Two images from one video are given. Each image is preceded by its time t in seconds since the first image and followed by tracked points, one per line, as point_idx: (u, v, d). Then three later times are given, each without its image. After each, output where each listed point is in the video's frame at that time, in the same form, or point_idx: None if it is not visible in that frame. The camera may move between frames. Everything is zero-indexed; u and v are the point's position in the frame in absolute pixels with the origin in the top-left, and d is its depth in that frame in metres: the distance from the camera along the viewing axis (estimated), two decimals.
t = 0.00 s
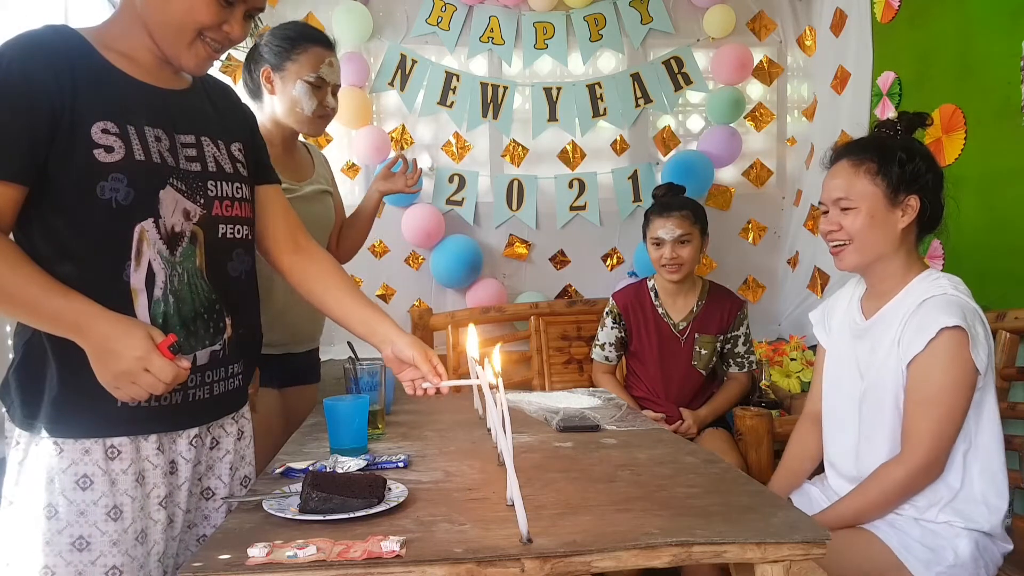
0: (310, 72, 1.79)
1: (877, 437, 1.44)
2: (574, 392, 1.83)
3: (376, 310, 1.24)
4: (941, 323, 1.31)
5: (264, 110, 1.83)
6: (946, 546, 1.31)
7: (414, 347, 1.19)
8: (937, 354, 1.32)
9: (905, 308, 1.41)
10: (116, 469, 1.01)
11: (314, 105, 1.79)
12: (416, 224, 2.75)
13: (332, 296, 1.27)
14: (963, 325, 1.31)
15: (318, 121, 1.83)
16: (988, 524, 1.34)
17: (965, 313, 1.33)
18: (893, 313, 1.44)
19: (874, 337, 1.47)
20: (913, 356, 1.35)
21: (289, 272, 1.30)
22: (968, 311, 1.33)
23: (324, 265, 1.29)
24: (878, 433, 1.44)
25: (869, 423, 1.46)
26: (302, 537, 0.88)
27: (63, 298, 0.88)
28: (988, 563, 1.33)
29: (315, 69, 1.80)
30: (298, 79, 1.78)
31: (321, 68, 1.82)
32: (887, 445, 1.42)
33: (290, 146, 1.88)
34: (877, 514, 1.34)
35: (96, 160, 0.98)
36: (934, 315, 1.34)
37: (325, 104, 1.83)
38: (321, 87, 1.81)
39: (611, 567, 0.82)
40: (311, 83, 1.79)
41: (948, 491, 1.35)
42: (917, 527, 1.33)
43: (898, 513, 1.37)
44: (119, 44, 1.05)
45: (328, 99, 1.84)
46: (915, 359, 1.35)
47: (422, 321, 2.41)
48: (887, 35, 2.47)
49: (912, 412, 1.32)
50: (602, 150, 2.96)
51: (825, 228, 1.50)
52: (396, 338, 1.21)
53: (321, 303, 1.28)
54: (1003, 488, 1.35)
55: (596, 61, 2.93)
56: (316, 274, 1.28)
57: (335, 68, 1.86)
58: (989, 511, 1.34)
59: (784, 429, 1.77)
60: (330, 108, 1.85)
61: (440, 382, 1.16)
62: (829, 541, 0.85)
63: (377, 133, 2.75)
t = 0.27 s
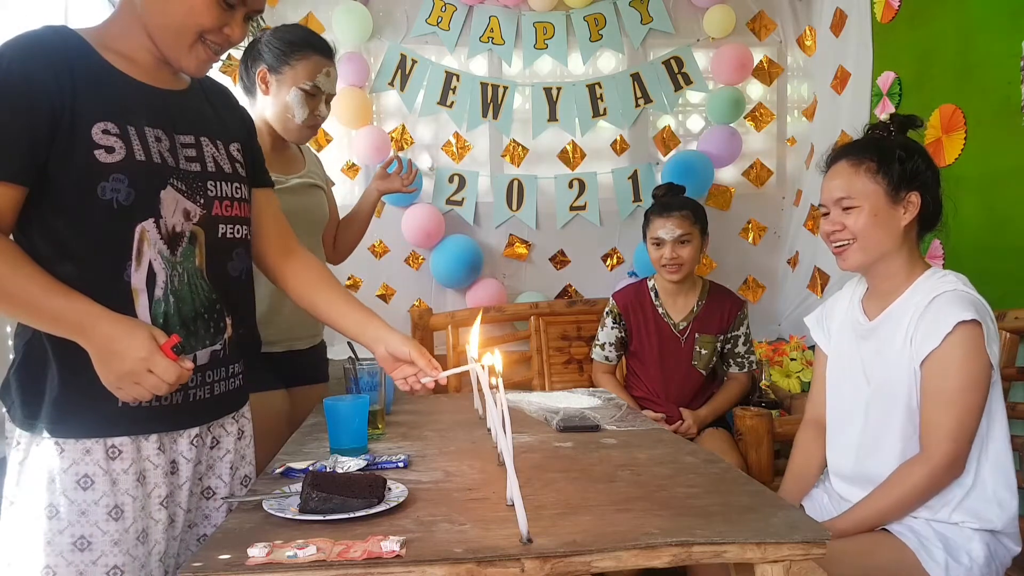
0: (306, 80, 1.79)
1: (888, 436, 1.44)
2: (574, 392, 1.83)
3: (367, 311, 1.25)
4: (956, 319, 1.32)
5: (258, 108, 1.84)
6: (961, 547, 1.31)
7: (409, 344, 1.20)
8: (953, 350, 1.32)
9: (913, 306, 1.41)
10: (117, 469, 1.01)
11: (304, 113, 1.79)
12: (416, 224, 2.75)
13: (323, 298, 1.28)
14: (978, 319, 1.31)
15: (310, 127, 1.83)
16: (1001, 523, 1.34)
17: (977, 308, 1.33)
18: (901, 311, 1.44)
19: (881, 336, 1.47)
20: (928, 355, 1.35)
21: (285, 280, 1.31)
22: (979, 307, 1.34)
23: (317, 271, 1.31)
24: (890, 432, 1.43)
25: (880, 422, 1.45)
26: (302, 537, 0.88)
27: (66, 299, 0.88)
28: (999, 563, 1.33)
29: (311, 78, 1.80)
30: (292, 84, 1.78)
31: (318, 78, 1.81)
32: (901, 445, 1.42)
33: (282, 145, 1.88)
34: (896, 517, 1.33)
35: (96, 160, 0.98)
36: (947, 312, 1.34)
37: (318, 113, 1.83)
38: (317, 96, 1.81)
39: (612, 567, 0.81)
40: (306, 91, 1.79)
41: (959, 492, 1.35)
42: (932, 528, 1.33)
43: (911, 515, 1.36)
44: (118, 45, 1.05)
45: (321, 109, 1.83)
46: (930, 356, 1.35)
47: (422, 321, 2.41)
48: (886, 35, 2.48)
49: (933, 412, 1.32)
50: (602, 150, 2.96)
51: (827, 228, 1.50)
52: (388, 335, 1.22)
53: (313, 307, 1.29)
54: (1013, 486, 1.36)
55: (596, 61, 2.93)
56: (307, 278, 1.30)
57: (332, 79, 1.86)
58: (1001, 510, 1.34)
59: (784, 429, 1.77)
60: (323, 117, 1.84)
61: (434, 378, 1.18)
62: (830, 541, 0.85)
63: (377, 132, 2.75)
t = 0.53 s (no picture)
0: (303, 72, 1.80)
1: (888, 437, 1.44)
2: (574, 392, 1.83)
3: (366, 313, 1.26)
4: (956, 319, 1.32)
5: (257, 105, 1.84)
6: (958, 546, 1.31)
7: (405, 344, 1.22)
8: (953, 349, 1.32)
9: (914, 306, 1.41)
10: (117, 469, 1.01)
11: (303, 105, 1.79)
12: (416, 223, 2.75)
13: (320, 301, 1.29)
14: (978, 319, 1.31)
15: (309, 120, 1.83)
16: (999, 524, 1.34)
17: (977, 308, 1.33)
18: (901, 311, 1.44)
19: (881, 336, 1.47)
20: (927, 354, 1.35)
21: (285, 284, 1.31)
22: (979, 307, 1.34)
23: (317, 275, 1.31)
24: (889, 433, 1.44)
25: (879, 422, 1.45)
26: (302, 537, 0.88)
27: (69, 298, 0.88)
28: (998, 563, 1.33)
29: (308, 70, 1.80)
30: (290, 77, 1.79)
31: (315, 69, 1.82)
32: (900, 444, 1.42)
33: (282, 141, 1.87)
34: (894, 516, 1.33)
35: (97, 160, 0.98)
36: (946, 312, 1.34)
37: (316, 105, 1.83)
38: (314, 87, 1.81)
39: (612, 567, 0.81)
40: (303, 83, 1.79)
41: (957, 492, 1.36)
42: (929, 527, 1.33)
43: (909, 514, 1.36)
44: (118, 45, 1.05)
45: (319, 100, 1.84)
46: (929, 356, 1.35)
47: (422, 321, 2.40)
48: (886, 35, 2.48)
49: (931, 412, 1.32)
50: (602, 150, 2.96)
51: (830, 229, 1.50)
52: (385, 335, 1.22)
53: (311, 309, 1.29)
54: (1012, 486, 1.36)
55: (596, 61, 2.93)
56: (304, 280, 1.31)
57: (330, 70, 1.86)
58: (1000, 511, 1.34)
59: (784, 429, 1.77)
60: (321, 108, 1.85)
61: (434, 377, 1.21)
62: (830, 541, 0.85)
63: (377, 132, 2.75)
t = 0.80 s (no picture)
0: (309, 63, 1.79)
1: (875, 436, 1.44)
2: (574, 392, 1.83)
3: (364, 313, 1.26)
4: (940, 323, 1.32)
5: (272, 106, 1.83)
6: (940, 544, 1.32)
7: (403, 345, 1.22)
8: (936, 352, 1.32)
9: (905, 307, 1.41)
10: (117, 469, 1.01)
11: (314, 96, 1.79)
12: (416, 223, 2.75)
13: (319, 301, 1.29)
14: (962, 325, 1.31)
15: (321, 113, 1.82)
16: (983, 525, 1.34)
17: (965, 313, 1.33)
18: (894, 312, 1.44)
19: (874, 335, 1.47)
20: (912, 355, 1.35)
21: (285, 283, 1.31)
22: (967, 312, 1.33)
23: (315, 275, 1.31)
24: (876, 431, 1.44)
25: (867, 421, 1.46)
26: (302, 536, 0.88)
27: (71, 298, 0.88)
28: (985, 563, 1.32)
29: (313, 60, 1.80)
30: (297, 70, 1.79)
31: (320, 58, 1.82)
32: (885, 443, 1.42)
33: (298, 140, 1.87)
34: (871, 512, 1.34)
35: (97, 159, 0.98)
36: (934, 315, 1.34)
37: (326, 95, 1.82)
38: (321, 77, 1.81)
39: (612, 567, 0.82)
40: (310, 74, 1.79)
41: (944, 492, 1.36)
42: (911, 525, 1.34)
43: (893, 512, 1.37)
44: (118, 45, 1.05)
45: (329, 89, 1.83)
46: (913, 358, 1.35)
47: (422, 321, 2.40)
48: (886, 35, 2.48)
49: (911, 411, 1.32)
50: (602, 150, 2.96)
51: (831, 229, 1.50)
52: (383, 336, 1.23)
53: (311, 310, 1.29)
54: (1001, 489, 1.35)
55: (596, 61, 2.93)
56: (304, 280, 1.31)
57: (335, 59, 1.86)
58: (985, 513, 1.34)
59: (784, 429, 1.78)
60: (332, 99, 1.84)
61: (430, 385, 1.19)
62: (830, 541, 0.85)
63: (377, 133, 2.75)
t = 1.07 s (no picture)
0: (327, 67, 1.94)
1: (868, 436, 1.44)
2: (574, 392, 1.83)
3: (364, 313, 1.26)
4: (928, 325, 1.32)
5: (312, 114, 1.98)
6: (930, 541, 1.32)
7: (402, 344, 1.22)
8: (924, 353, 1.32)
9: (899, 308, 1.41)
10: (117, 468, 1.01)
11: (334, 98, 1.91)
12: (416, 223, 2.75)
13: (317, 301, 1.29)
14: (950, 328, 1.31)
15: (348, 113, 1.91)
16: (974, 523, 1.34)
17: (954, 315, 1.32)
18: (888, 313, 1.44)
19: (869, 335, 1.47)
20: (901, 355, 1.35)
21: (285, 283, 1.31)
22: (958, 315, 1.33)
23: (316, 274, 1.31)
24: (869, 430, 1.44)
25: (861, 421, 1.46)
26: (302, 536, 0.88)
27: (72, 298, 0.88)
28: (978, 561, 1.32)
29: (330, 64, 1.94)
30: (319, 77, 1.94)
31: (337, 61, 1.95)
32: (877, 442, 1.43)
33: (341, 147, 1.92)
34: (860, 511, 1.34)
35: (97, 159, 0.98)
36: (923, 316, 1.34)
37: (347, 95, 1.92)
38: (340, 79, 1.93)
39: (612, 567, 0.82)
40: (329, 78, 1.93)
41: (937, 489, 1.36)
42: (901, 522, 1.34)
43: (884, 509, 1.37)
44: (117, 45, 1.05)
45: (350, 88, 1.94)
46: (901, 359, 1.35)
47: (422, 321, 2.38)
48: (886, 35, 2.48)
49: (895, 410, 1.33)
50: (602, 150, 2.96)
51: (830, 231, 1.49)
52: (382, 336, 1.23)
53: (309, 309, 1.29)
54: (993, 488, 1.35)
55: (596, 61, 2.93)
56: (303, 280, 1.30)
57: (352, 58, 1.96)
58: (975, 512, 1.34)
59: (783, 429, 1.80)
60: (353, 97, 1.93)
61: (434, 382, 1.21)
62: (830, 541, 0.85)
63: (377, 132, 2.74)
